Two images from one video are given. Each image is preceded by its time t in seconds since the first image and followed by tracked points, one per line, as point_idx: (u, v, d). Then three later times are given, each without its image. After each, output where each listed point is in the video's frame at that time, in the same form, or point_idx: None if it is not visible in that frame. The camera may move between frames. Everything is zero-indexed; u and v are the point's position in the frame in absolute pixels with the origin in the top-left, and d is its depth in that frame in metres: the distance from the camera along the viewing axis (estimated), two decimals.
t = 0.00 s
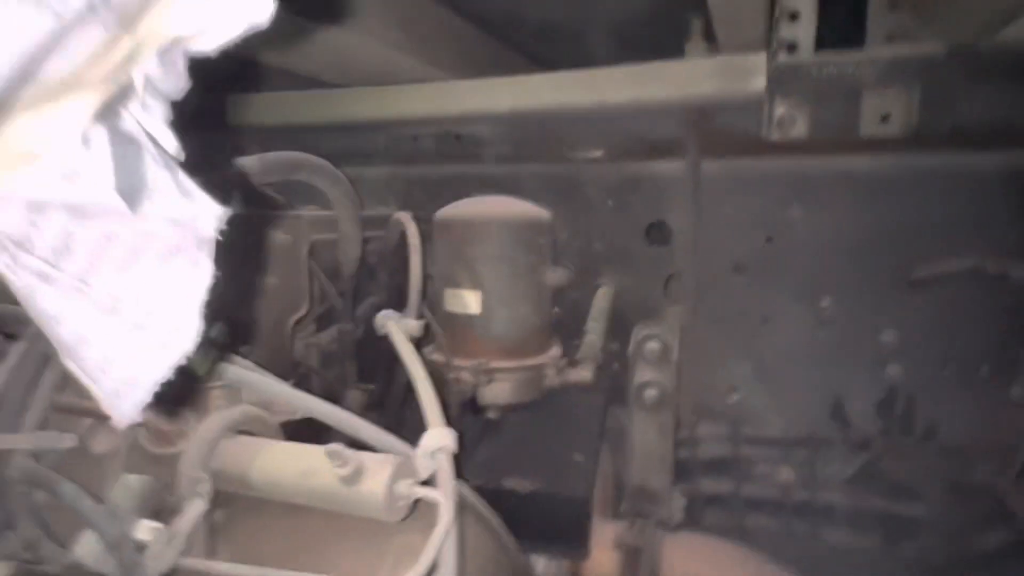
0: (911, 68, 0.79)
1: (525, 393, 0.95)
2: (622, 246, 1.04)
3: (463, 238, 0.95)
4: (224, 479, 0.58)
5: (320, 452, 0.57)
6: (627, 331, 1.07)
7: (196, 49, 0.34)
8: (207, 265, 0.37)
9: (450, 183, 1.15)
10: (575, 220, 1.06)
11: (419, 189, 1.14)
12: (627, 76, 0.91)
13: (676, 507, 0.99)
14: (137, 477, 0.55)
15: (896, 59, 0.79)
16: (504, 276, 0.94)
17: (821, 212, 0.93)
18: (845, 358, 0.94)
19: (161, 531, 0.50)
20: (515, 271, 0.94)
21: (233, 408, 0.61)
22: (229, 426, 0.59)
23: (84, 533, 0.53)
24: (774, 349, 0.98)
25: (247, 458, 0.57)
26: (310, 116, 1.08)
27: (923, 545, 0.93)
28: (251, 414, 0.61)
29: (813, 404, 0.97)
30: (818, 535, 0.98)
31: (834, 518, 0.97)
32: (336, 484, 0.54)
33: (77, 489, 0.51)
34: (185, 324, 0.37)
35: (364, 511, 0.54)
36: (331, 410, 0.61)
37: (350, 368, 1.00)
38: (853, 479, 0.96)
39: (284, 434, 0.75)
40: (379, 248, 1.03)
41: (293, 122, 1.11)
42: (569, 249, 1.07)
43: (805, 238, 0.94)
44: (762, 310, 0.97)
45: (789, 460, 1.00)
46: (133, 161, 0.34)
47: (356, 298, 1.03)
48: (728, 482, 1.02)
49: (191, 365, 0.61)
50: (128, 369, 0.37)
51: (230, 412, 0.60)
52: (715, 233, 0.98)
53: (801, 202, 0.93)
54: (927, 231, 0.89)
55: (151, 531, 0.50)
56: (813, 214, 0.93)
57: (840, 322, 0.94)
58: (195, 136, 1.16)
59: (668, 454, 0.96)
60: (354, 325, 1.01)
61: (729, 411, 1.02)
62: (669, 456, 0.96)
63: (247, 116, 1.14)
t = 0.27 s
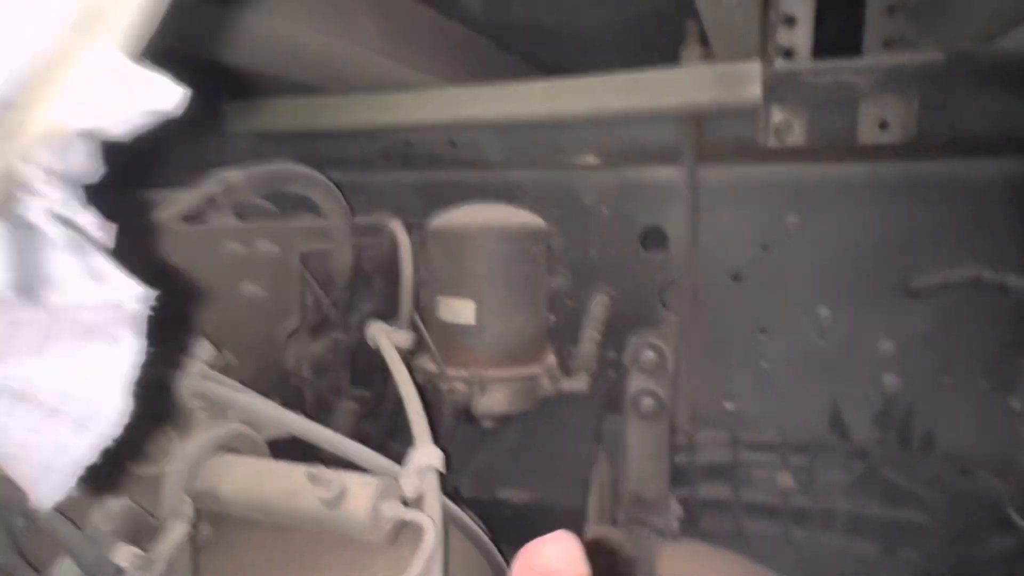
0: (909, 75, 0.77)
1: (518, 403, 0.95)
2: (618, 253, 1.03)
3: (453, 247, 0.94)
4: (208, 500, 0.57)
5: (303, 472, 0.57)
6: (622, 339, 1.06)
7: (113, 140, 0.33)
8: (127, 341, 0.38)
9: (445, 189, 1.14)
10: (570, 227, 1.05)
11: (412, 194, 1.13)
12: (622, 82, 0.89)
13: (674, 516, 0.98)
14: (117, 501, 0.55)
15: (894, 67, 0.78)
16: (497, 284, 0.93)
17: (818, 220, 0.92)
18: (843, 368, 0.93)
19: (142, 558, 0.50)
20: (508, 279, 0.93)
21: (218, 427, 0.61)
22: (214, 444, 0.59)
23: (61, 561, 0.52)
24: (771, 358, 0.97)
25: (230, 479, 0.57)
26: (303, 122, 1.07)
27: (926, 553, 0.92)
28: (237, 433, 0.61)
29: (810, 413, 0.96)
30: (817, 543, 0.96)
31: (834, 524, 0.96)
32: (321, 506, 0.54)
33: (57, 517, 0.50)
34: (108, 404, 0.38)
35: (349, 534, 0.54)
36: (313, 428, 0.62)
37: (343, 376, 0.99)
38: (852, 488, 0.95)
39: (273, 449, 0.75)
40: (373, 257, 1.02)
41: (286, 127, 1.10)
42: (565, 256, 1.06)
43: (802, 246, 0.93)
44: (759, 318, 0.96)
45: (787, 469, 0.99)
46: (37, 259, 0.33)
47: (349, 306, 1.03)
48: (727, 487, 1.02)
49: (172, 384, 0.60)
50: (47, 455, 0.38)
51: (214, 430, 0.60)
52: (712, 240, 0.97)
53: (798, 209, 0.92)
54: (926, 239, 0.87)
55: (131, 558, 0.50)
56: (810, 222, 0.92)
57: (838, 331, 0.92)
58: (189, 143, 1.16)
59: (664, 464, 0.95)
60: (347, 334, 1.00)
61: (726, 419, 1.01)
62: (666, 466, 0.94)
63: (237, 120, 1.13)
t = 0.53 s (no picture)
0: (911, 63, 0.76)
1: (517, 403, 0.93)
2: (618, 251, 1.01)
3: (449, 243, 0.92)
4: (191, 494, 0.56)
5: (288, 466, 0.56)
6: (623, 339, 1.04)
7: None
8: None
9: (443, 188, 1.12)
10: (570, 225, 1.04)
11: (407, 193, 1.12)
12: (619, 75, 0.88)
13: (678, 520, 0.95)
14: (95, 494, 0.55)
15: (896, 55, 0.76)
16: (494, 281, 0.91)
17: (821, 215, 0.90)
18: (848, 366, 0.91)
19: (118, 549, 0.49)
20: (505, 277, 0.92)
21: (204, 420, 0.60)
22: (199, 437, 0.58)
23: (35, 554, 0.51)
24: (775, 357, 0.95)
25: (214, 474, 0.56)
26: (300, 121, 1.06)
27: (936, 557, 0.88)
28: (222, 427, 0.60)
29: (816, 413, 0.94)
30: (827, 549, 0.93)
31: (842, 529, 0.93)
32: (306, 500, 0.53)
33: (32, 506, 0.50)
34: None
35: (335, 529, 0.53)
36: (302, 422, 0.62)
37: (338, 376, 0.97)
38: (860, 490, 0.93)
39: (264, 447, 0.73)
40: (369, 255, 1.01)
41: (282, 126, 1.09)
42: (565, 255, 1.05)
43: (806, 241, 0.91)
44: (762, 316, 0.94)
45: (794, 472, 0.96)
46: None
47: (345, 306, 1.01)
48: (732, 491, 0.98)
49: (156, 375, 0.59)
50: None
51: (198, 423, 0.59)
52: (714, 237, 0.95)
53: (802, 204, 0.90)
54: (932, 233, 0.85)
55: (108, 550, 0.49)
56: (814, 218, 0.90)
57: (843, 329, 0.90)
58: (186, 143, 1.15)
59: (667, 465, 0.93)
60: (343, 333, 0.98)
61: (729, 420, 0.99)
62: (668, 467, 0.92)
63: (235, 120, 1.12)
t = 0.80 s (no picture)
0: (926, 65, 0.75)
1: (530, 406, 0.93)
2: (631, 254, 1.01)
3: (461, 248, 0.93)
4: (210, 495, 0.57)
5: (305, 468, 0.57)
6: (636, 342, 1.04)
7: None
8: None
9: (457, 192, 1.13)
10: (583, 229, 1.04)
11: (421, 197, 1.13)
12: (631, 78, 0.88)
13: (691, 523, 0.95)
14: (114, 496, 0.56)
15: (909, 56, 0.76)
16: (506, 285, 0.92)
17: (835, 218, 0.89)
18: (863, 370, 0.90)
19: (138, 550, 0.50)
20: (517, 281, 0.92)
21: (222, 423, 0.60)
22: (217, 440, 0.59)
23: (56, 554, 0.52)
24: (789, 360, 0.94)
25: (233, 475, 0.57)
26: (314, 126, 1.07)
27: (954, 564, 0.89)
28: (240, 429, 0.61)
29: (831, 417, 0.93)
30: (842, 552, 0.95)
31: (856, 534, 0.94)
32: (321, 502, 0.53)
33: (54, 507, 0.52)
34: None
35: (350, 531, 0.53)
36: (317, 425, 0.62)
37: (352, 380, 0.98)
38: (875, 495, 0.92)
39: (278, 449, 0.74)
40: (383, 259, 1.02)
41: (298, 132, 1.10)
42: (578, 258, 1.05)
43: (820, 244, 0.90)
44: (776, 319, 0.94)
45: (808, 476, 0.96)
46: None
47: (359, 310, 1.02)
48: (746, 496, 1.00)
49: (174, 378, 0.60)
50: None
51: (217, 427, 0.59)
52: (727, 240, 0.95)
53: (815, 206, 0.90)
54: (948, 236, 0.84)
55: (129, 551, 0.50)
56: (827, 221, 0.90)
57: (857, 332, 0.90)
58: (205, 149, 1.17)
59: (679, 469, 0.93)
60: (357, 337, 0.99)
61: (742, 424, 0.98)
62: (681, 471, 0.92)
63: (252, 126, 1.14)
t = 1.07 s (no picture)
0: (927, 66, 0.75)
1: (531, 409, 0.93)
2: (631, 256, 1.01)
3: (462, 250, 0.93)
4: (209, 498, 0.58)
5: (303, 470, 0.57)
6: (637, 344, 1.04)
7: None
8: None
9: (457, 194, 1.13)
10: (583, 231, 1.04)
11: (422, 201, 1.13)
12: (631, 81, 0.88)
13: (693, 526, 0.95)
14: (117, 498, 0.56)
15: (910, 57, 0.76)
16: (506, 287, 0.92)
17: (835, 220, 0.89)
18: (864, 372, 0.90)
19: (138, 551, 0.50)
20: (517, 283, 0.92)
21: (223, 426, 0.62)
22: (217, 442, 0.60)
23: (57, 555, 0.52)
24: (790, 363, 0.94)
25: (231, 477, 0.57)
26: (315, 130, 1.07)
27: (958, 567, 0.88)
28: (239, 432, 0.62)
29: (832, 419, 0.93)
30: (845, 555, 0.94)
31: (858, 536, 0.93)
32: (320, 503, 0.54)
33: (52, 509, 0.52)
34: None
35: (349, 531, 0.54)
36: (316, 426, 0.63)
37: (353, 382, 0.98)
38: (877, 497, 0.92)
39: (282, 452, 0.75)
40: (383, 262, 1.02)
41: (298, 135, 1.11)
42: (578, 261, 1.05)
43: (820, 246, 0.90)
44: (777, 321, 0.94)
45: (811, 478, 0.95)
46: None
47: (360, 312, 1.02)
48: (747, 498, 0.99)
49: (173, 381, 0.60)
50: None
51: (217, 429, 0.61)
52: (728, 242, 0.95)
53: (815, 208, 0.90)
54: (949, 237, 0.84)
55: (128, 552, 0.49)
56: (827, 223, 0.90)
57: (858, 334, 0.90)
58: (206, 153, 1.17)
59: (682, 471, 0.93)
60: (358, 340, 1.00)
61: (744, 426, 0.98)
62: (683, 473, 0.92)
63: (251, 130, 1.14)
